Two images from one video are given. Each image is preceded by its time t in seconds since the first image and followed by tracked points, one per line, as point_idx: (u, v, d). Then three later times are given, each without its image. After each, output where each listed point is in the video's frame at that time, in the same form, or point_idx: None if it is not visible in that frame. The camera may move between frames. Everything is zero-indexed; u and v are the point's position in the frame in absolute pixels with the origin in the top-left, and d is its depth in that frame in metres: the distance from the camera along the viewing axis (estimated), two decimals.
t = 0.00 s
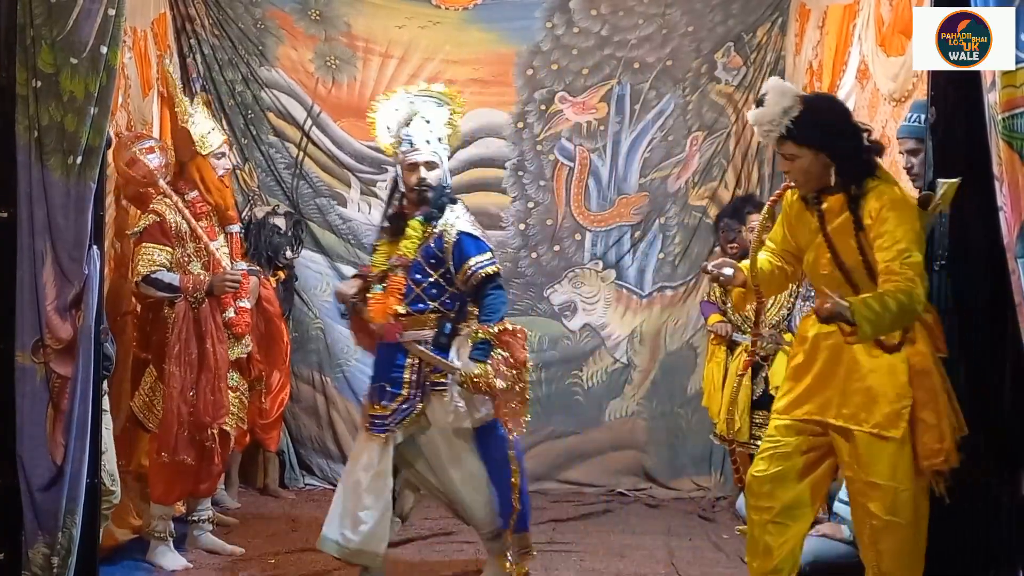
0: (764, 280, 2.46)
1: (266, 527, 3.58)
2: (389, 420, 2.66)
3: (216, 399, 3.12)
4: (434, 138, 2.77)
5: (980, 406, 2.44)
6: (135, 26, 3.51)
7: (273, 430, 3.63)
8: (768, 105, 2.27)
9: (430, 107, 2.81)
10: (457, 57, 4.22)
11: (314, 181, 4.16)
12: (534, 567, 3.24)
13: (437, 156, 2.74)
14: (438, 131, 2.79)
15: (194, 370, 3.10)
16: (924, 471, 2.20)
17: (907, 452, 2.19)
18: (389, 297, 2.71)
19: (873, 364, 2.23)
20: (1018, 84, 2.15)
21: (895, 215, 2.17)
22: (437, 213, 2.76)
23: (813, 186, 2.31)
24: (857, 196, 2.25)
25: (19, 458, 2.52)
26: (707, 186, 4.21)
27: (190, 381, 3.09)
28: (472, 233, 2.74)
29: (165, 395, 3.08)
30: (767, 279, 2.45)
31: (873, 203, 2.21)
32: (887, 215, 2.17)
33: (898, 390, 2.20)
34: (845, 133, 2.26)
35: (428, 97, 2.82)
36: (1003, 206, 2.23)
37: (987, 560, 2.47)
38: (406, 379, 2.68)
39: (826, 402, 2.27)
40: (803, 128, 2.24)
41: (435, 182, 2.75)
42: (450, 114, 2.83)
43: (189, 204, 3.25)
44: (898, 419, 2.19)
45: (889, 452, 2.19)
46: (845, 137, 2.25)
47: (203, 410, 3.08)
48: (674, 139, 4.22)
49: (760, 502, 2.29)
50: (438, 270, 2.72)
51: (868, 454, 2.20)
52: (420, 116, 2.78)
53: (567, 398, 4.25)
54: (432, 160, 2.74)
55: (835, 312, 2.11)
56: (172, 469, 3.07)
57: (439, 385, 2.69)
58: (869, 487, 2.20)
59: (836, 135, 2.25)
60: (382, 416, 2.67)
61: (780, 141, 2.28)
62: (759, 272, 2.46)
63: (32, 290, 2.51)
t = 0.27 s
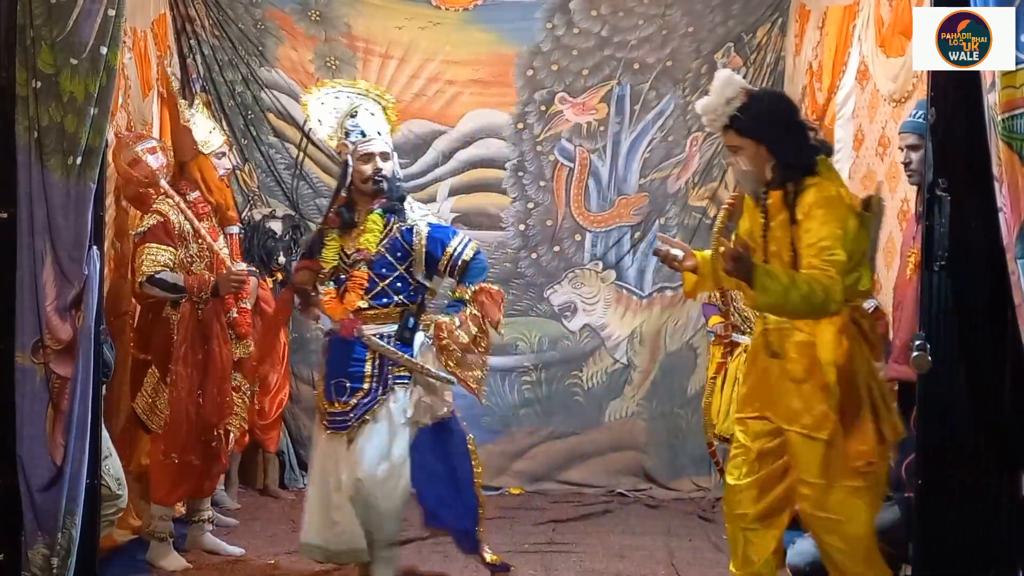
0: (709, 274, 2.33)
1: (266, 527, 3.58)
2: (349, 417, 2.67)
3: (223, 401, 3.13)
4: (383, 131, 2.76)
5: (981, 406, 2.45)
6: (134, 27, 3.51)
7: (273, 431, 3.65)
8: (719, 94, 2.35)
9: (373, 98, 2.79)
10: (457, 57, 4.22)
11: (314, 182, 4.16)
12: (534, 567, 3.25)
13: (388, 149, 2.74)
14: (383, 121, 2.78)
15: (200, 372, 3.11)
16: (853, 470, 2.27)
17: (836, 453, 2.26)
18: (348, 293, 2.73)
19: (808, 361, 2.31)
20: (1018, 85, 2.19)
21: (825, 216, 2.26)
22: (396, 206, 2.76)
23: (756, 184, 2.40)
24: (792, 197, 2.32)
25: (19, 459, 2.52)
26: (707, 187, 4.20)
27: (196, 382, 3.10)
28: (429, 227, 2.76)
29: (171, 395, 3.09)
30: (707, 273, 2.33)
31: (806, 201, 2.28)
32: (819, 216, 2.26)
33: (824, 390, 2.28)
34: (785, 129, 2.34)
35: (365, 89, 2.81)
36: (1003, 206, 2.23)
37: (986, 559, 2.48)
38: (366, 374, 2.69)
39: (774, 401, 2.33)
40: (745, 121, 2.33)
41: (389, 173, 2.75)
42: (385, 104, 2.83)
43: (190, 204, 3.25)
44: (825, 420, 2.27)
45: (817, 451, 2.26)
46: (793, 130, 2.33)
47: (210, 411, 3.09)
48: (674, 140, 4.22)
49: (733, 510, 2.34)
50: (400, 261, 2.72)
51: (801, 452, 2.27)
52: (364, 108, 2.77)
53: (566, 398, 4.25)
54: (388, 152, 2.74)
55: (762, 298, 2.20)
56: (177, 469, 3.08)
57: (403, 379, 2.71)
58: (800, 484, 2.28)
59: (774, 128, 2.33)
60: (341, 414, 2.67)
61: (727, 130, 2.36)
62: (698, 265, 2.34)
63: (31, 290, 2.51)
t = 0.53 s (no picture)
0: (682, 261, 2.47)
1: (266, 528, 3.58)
2: (315, 431, 2.74)
3: (223, 400, 3.25)
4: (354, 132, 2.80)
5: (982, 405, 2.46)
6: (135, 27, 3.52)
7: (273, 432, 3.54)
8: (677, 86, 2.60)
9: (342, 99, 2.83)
10: (457, 58, 4.23)
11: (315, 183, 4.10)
12: (534, 568, 3.25)
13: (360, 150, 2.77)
14: (352, 121, 2.82)
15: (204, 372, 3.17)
16: (748, 464, 2.54)
17: (737, 444, 2.53)
18: (320, 301, 2.76)
19: (736, 355, 2.58)
20: (1018, 86, 2.21)
21: (764, 211, 2.51)
22: (369, 215, 2.82)
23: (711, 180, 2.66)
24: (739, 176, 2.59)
25: (19, 459, 2.54)
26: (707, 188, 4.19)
27: (202, 382, 3.15)
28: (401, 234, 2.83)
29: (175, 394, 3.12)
30: (687, 257, 2.45)
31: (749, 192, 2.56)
32: (757, 212, 2.51)
33: (748, 384, 2.55)
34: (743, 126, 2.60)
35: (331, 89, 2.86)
36: (1003, 207, 2.23)
37: (987, 560, 2.48)
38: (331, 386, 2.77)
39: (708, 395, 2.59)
40: (693, 115, 2.60)
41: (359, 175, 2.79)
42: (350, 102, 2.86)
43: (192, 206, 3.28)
44: (741, 410, 2.53)
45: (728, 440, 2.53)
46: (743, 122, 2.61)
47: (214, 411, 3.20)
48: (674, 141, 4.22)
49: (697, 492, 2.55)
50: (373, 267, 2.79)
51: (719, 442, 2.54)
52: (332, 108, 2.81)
53: (566, 399, 4.25)
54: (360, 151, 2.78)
55: (704, 265, 2.45)
56: (182, 467, 3.14)
57: (368, 393, 2.79)
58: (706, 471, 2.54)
59: (728, 123, 2.61)
60: (305, 429, 2.74)
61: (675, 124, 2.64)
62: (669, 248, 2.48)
63: (33, 291, 2.52)
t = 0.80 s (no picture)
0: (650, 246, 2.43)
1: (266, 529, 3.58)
2: (299, 430, 2.72)
3: (225, 400, 3.25)
4: (329, 125, 2.74)
5: (982, 406, 2.45)
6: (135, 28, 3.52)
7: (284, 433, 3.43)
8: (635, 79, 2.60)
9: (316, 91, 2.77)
10: (457, 59, 4.22)
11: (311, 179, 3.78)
12: (534, 569, 3.25)
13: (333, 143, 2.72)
14: (327, 113, 2.77)
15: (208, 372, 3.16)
16: (711, 463, 2.55)
17: (693, 442, 2.55)
18: (302, 297, 2.73)
19: (688, 355, 2.57)
20: (1018, 86, 2.20)
21: (721, 203, 2.52)
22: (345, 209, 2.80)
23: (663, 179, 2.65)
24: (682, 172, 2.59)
25: (19, 459, 2.54)
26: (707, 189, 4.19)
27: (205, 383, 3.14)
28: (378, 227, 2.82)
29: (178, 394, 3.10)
30: (654, 243, 2.43)
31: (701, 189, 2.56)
32: (709, 206, 2.53)
33: (702, 381, 2.56)
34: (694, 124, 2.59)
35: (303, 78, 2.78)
36: (1003, 208, 2.23)
37: (986, 560, 2.48)
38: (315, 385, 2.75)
39: (665, 394, 2.58)
40: (647, 108, 2.56)
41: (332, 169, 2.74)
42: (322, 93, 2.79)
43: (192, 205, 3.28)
44: (699, 409, 2.55)
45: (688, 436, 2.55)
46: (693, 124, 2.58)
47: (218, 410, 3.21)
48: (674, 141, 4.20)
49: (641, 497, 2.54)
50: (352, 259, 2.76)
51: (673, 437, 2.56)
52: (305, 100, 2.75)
53: (565, 399, 4.25)
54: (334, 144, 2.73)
55: (679, 249, 2.44)
56: (184, 468, 3.14)
57: (350, 391, 2.79)
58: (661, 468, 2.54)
59: (685, 119, 2.58)
60: (289, 426, 2.72)
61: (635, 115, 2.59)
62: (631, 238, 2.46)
63: (32, 291, 2.52)
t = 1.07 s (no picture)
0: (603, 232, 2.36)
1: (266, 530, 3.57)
2: (314, 432, 2.83)
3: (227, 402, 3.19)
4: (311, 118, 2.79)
5: (982, 407, 2.45)
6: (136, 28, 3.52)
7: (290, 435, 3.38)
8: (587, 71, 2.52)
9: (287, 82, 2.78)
10: (457, 59, 4.23)
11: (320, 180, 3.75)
12: (534, 569, 3.25)
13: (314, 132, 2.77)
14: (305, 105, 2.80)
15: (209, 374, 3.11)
16: (655, 463, 2.47)
17: (637, 443, 2.47)
18: (305, 298, 2.81)
19: (630, 351, 2.49)
20: (1019, 86, 2.19)
21: (668, 198, 2.45)
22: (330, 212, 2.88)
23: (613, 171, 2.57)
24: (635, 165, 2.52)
25: (19, 458, 2.55)
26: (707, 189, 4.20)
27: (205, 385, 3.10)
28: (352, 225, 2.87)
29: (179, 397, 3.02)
30: (606, 230, 2.36)
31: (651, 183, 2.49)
32: (661, 199, 2.44)
33: (644, 379, 2.47)
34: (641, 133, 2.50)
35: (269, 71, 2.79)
36: (1003, 208, 2.23)
37: (986, 560, 2.48)
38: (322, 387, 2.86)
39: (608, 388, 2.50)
40: (602, 101, 2.49)
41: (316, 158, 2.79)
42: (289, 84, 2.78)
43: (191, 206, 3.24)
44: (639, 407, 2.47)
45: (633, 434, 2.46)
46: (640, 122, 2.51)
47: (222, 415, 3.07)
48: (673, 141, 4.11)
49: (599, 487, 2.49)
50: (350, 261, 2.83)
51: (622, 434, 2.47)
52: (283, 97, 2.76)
53: (566, 400, 4.25)
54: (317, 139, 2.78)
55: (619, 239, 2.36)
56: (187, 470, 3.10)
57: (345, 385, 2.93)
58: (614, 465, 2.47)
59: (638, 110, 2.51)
60: (304, 429, 2.82)
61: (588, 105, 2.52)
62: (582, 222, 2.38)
63: (33, 290, 2.53)
